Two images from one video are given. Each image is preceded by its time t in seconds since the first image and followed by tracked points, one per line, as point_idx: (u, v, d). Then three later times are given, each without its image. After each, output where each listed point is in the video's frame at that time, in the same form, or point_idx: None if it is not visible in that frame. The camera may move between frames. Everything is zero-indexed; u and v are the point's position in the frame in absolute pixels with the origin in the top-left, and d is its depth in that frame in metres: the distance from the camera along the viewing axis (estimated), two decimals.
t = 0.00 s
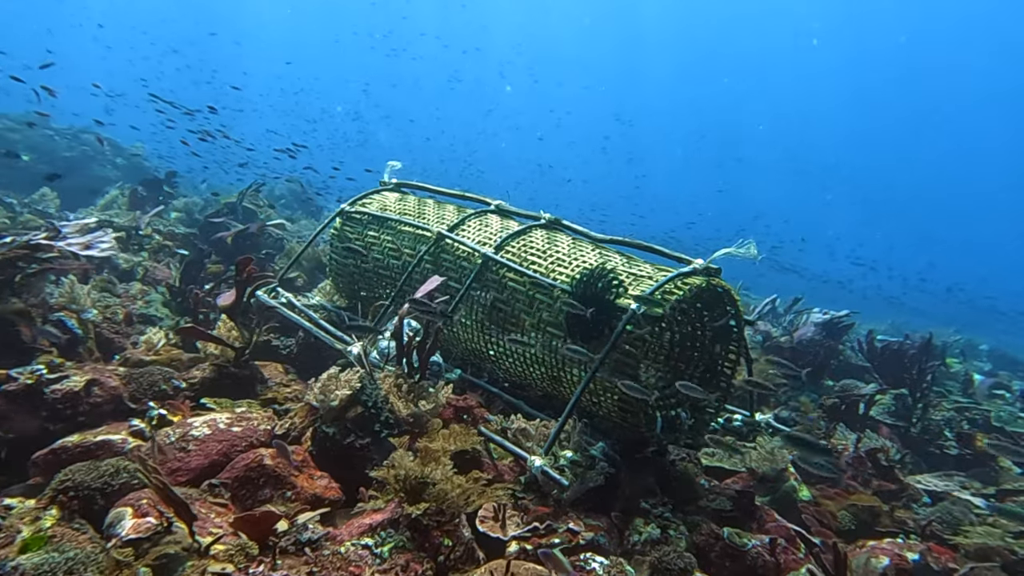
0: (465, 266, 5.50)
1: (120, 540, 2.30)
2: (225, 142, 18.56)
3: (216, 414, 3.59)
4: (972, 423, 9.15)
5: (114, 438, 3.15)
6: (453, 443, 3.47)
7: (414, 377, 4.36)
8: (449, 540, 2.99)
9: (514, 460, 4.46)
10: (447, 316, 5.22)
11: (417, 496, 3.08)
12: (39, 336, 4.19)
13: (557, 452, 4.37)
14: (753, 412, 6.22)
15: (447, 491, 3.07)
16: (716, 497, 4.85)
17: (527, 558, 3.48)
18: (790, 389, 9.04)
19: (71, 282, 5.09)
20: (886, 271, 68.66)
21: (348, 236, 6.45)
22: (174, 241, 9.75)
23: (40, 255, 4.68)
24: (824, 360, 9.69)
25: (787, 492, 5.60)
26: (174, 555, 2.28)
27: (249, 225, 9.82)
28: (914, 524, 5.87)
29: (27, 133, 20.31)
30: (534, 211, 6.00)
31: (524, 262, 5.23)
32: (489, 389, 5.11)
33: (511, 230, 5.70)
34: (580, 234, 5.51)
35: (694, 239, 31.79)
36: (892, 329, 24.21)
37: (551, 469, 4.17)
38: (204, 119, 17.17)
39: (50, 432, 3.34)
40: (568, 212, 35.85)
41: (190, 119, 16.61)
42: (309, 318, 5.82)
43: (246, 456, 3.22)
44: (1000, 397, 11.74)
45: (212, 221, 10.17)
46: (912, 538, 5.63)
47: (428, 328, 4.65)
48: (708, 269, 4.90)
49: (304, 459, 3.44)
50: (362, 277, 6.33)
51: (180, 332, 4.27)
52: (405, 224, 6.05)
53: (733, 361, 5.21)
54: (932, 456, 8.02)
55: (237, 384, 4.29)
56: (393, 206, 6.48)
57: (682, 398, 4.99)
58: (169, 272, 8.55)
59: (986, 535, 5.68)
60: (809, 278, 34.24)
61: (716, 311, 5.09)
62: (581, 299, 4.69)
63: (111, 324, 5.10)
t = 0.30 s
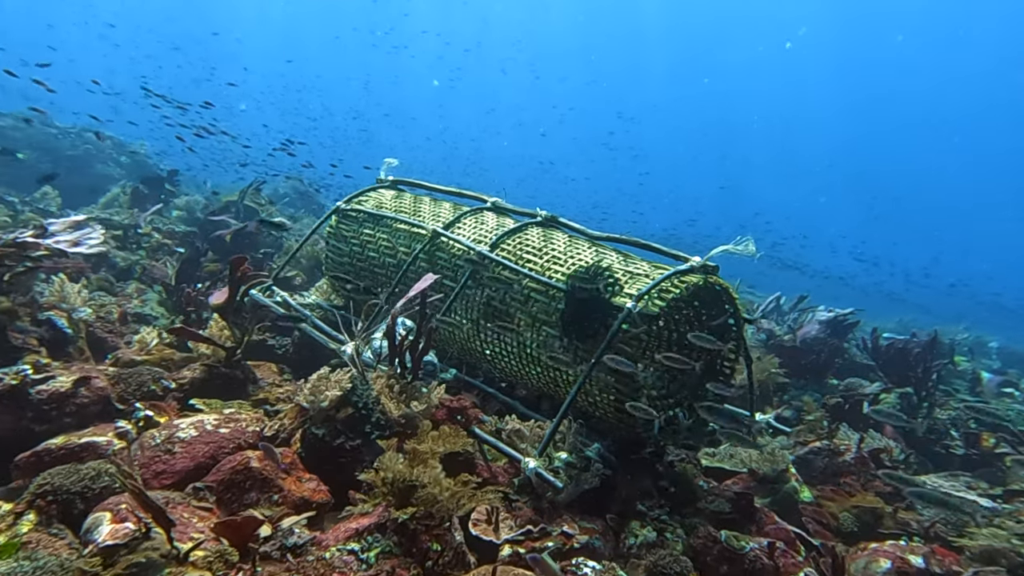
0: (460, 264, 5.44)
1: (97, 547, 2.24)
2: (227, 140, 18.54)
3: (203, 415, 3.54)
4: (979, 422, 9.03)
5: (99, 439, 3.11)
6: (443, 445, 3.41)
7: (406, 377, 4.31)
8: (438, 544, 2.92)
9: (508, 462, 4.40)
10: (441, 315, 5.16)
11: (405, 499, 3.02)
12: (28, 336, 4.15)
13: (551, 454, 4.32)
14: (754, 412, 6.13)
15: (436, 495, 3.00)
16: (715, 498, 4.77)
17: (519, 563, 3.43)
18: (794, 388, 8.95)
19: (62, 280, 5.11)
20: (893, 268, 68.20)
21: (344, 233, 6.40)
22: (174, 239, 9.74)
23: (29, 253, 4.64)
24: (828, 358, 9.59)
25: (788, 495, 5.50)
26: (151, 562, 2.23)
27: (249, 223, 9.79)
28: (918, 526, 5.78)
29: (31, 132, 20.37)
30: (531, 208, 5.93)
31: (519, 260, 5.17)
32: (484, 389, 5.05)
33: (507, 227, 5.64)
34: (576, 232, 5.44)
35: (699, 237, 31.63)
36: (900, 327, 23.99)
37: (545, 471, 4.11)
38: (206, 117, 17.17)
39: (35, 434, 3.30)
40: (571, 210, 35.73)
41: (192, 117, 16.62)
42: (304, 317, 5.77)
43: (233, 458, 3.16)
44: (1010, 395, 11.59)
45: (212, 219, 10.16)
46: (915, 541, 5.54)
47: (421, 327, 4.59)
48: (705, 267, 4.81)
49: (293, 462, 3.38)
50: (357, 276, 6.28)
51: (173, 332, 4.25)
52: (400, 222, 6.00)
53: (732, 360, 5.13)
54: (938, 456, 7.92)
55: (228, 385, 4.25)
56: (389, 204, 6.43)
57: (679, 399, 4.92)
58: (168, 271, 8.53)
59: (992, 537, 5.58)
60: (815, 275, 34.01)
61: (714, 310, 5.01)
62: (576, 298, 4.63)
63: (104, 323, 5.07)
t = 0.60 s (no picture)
0: (455, 263, 5.38)
1: (72, 555, 2.20)
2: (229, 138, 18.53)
3: (191, 417, 3.48)
4: (987, 422, 8.91)
5: (83, 442, 3.04)
6: (434, 447, 3.34)
7: (399, 378, 4.25)
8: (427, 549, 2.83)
9: (502, 463, 4.33)
10: (436, 314, 5.10)
11: (392, 504, 2.97)
12: (17, 337, 4.12)
13: (546, 456, 4.28)
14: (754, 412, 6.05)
15: (424, 499, 2.95)
16: (714, 501, 4.68)
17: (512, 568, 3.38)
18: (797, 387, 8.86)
19: (53, 279, 5.07)
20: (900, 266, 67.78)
21: (340, 232, 6.35)
22: (174, 238, 9.72)
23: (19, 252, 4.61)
24: (831, 357, 9.49)
25: (790, 496, 5.49)
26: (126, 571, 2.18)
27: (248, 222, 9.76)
28: (923, 528, 5.69)
29: (34, 131, 20.39)
30: (528, 206, 5.86)
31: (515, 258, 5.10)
32: (479, 389, 4.98)
33: (503, 225, 5.57)
34: (573, 230, 5.37)
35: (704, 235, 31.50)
36: (908, 325, 23.84)
37: (538, 473, 4.05)
38: (208, 116, 17.15)
39: (19, 437, 3.26)
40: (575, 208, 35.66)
41: (193, 116, 16.60)
42: (299, 317, 5.71)
43: (218, 462, 3.11)
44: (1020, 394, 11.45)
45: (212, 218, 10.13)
46: (920, 544, 5.47)
47: (414, 326, 4.53)
48: (704, 264, 4.73)
49: (281, 465, 3.32)
50: (353, 275, 6.23)
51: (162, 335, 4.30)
52: (396, 220, 5.95)
53: (732, 359, 5.05)
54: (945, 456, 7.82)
55: (219, 385, 4.19)
56: (385, 202, 6.37)
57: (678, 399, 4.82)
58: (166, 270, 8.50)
59: (999, 540, 5.50)
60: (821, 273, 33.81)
61: (712, 309, 4.93)
62: (571, 297, 4.56)
63: (97, 324, 5.02)
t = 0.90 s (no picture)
0: (451, 261, 5.31)
1: (44, 565, 2.14)
2: (230, 138, 18.50)
3: (177, 419, 3.43)
4: (994, 422, 8.81)
5: (65, 447, 3.00)
6: (424, 449, 3.26)
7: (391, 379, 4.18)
8: (414, 555, 2.77)
9: (497, 465, 4.26)
10: (431, 314, 5.04)
11: (379, 508, 2.89)
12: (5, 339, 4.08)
13: (541, 457, 4.21)
14: (755, 413, 5.98)
15: (412, 504, 2.88)
16: (713, 503, 4.61)
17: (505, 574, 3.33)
18: (800, 387, 8.77)
19: (40, 279, 4.97)
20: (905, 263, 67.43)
21: (335, 231, 6.29)
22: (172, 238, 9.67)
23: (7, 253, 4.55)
24: (835, 356, 9.39)
25: (791, 498, 5.44)
26: None
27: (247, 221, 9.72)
28: (927, 531, 5.60)
29: (36, 131, 20.41)
30: (525, 203, 5.79)
31: (511, 256, 5.03)
32: (475, 389, 4.91)
33: (499, 223, 5.50)
34: (570, 227, 5.30)
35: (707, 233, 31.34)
36: (914, 324, 23.66)
37: (533, 475, 3.97)
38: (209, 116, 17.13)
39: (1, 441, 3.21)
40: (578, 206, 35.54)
41: (194, 116, 16.57)
42: (294, 316, 5.65)
43: (204, 465, 3.04)
44: None
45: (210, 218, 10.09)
46: (924, 547, 5.40)
47: (407, 326, 4.47)
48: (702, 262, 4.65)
49: (268, 468, 3.25)
50: (349, 273, 6.17)
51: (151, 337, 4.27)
52: (392, 218, 5.88)
53: (731, 358, 4.98)
54: (950, 457, 7.74)
55: (209, 386, 4.12)
56: (381, 200, 6.31)
57: (676, 399, 4.74)
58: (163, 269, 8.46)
59: (1006, 544, 5.42)
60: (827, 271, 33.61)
61: (711, 308, 4.86)
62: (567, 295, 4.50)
63: (88, 324, 4.97)
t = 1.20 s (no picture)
0: (446, 260, 5.24)
1: None
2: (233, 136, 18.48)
3: (164, 422, 3.37)
4: (1003, 422, 8.69)
5: (47, 452, 2.98)
6: (414, 451, 3.19)
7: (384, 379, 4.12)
8: (403, 561, 2.73)
9: (492, 467, 4.19)
10: (426, 313, 4.97)
11: (365, 514, 2.82)
12: None
13: (536, 458, 4.14)
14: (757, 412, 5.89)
15: (401, 510, 2.81)
16: (712, 504, 4.54)
17: None
18: (804, 387, 8.68)
19: (30, 280, 5.01)
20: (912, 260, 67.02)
21: (331, 229, 6.23)
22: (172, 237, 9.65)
23: None
24: (840, 355, 9.29)
25: (792, 500, 5.40)
26: None
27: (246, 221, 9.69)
28: (932, 534, 5.52)
29: (39, 131, 20.46)
30: (522, 201, 5.72)
31: (507, 254, 4.96)
32: (470, 389, 4.85)
33: (495, 220, 5.43)
34: (567, 225, 5.22)
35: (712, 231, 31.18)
36: (921, 322, 23.48)
37: (528, 477, 3.90)
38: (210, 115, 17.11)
39: None
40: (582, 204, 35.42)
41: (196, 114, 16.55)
42: (290, 316, 5.59)
43: (189, 469, 2.98)
44: None
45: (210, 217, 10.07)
46: (928, 551, 5.34)
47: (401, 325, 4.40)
48: (700, 261, 4.56)
49: (255, 471, 3.18)
50: (345, 272, 6.11)
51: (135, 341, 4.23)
52: (387, 216, 5.82)
53: (731, 357, 4.89)
54: (957, 457, 7.65)
55: (199, 388, 4.07)
56: (377, 198, 6.25)
57: (675, 399, 4.65)
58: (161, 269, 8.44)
59: (1014, 548, 5.33)
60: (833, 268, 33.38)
61: (710, 306, 4.77)
62: (563, 294, 4.42)
63: (82, 325, 4.93)
